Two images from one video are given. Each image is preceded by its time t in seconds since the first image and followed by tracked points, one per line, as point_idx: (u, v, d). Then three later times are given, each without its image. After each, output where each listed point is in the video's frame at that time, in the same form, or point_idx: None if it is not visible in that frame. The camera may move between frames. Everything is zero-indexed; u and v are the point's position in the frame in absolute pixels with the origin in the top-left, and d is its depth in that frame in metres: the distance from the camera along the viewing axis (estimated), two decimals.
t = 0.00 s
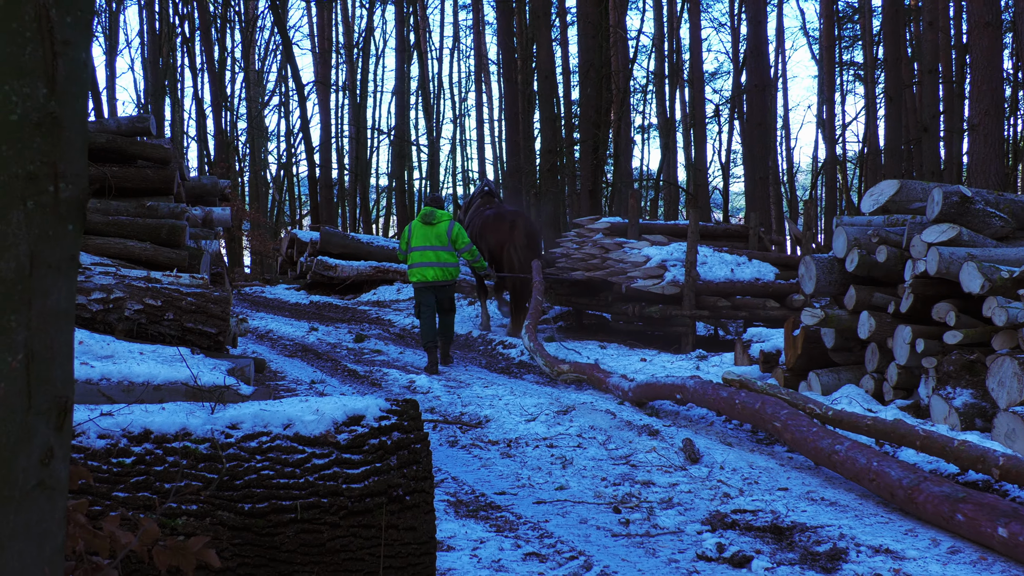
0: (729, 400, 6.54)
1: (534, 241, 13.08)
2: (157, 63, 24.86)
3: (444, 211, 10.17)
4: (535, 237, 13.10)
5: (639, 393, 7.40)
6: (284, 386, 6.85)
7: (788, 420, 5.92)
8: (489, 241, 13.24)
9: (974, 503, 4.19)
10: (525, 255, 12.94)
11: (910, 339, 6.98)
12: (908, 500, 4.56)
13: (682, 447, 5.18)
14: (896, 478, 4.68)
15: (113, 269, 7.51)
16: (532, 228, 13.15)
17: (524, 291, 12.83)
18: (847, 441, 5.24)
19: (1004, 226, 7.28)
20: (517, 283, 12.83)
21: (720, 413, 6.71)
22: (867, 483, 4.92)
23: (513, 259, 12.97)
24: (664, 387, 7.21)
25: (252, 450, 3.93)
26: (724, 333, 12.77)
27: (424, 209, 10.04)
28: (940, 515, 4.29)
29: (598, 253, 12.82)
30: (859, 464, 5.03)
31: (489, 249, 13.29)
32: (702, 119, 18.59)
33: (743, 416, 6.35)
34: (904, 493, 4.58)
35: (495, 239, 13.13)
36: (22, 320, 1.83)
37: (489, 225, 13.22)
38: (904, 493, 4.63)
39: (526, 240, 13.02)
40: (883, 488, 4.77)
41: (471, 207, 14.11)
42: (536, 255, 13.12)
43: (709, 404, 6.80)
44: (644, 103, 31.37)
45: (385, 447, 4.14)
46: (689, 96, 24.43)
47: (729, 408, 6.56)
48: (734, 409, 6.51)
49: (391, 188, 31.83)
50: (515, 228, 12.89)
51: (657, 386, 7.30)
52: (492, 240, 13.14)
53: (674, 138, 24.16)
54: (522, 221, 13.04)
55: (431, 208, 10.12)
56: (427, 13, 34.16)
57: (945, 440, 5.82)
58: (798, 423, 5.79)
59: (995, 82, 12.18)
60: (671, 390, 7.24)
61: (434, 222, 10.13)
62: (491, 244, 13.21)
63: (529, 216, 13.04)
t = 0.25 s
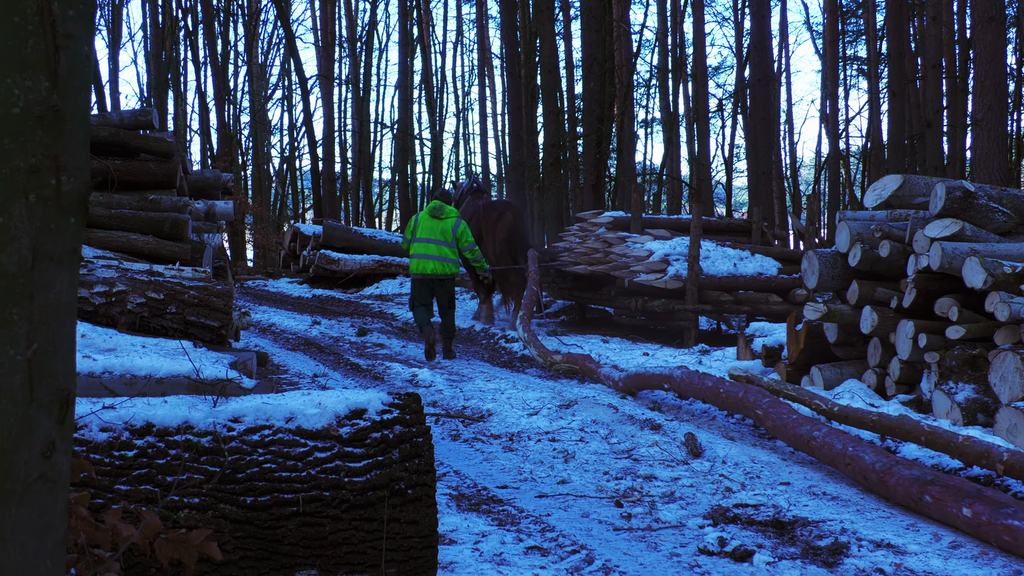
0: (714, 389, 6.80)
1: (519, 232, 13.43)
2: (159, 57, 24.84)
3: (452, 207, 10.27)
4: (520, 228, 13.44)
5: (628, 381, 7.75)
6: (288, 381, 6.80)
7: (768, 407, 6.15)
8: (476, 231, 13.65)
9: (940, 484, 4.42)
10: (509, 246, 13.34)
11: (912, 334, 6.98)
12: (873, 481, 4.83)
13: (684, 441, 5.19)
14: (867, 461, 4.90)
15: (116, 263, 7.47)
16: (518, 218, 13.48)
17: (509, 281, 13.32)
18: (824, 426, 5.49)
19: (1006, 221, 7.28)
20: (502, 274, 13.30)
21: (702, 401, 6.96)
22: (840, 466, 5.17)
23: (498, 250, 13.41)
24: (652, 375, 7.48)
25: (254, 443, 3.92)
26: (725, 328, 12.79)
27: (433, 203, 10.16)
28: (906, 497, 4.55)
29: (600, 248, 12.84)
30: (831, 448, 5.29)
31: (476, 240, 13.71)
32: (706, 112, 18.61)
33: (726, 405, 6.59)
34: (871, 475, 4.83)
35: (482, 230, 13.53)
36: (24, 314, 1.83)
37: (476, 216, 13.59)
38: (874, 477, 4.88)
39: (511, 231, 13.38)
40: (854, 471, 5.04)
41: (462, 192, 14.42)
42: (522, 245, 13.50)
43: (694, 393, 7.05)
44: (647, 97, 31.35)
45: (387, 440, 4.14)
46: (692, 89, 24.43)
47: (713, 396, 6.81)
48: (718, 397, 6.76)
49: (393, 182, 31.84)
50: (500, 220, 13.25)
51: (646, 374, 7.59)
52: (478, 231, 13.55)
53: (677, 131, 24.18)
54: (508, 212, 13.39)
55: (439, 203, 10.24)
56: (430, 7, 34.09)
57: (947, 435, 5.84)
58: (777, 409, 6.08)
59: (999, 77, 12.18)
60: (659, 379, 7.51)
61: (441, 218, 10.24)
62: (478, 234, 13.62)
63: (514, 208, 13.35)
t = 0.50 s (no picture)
0: (694, 373, 7.11)
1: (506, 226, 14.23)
2: (159, 48, 24.79)
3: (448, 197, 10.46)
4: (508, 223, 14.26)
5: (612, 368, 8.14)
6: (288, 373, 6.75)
7: (746, 392, 6.47)
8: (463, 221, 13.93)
9: (904, 464, 4.69)
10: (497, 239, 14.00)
11: (912, 327, 6.97)
12: (844, 462, 5.11)
13: (684, 434, 5.19)
14: (838, 442, 5.19)
15: (116, 254, 7.49)
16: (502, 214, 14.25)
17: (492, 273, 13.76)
18: (796, 409, 5.81)
19: (1007, 214, 7.28)
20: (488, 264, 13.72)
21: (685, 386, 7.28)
22: (813, 448, 5.48)
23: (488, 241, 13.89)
24: (634, 362, 7.84)
25: (254, 435, 3.93)
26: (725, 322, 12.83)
27: (430, 193, 10.37)
28: (876, 477, 4.80)
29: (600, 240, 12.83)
30: (804, 429, 5.61)
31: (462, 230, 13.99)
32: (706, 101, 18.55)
33: (705, 389, 6.90)
34: (843, 457, 5.13)
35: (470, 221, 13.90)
36: (24, 305, 1.83)
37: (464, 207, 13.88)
38: (844, 458, 5.18)
39: (499, 224, 14.08)
40: (828, 454, 5.30)
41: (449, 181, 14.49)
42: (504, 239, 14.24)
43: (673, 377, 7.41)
44: (648, 90, 31.29)
45: (387, 432, 4.14)
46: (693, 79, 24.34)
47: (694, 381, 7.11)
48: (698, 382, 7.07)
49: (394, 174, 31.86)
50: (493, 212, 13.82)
51: (629, 361, 7.92)
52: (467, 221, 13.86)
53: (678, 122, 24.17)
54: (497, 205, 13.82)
55: (436, 193, 10.43)
56: None
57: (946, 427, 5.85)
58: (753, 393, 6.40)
59: (999, 69, 12.17)
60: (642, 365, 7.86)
61: (437, 207, 10.44)
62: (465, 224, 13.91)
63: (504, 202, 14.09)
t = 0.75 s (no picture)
0: (676, 366, 7.51)
1: (498, 219, 14.28)
2: (162, 44, 24.82)
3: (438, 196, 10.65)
4: (499, 217, 14.34)
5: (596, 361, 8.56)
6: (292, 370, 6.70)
7: (725, 384, 6.85)
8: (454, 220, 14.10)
9: (875, 452, 5.01)
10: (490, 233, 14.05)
11: (915, 326, 6.95)
12: (822, 451, 5.48)
13: (686, 433, 5.19)
14: (813, 430, 5.58)
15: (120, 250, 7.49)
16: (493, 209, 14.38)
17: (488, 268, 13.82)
18: (774, 400, 6.21)
19: (1011, 214, 7.27)
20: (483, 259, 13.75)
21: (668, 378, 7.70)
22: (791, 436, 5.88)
23: (480, 236, 13.99)
24: (618, 357, 8.26)
25: (257, 433, 3.93)
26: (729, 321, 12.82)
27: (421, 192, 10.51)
28: (851, 466, 5.11)
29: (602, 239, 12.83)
30: (781, 418, 6.02)
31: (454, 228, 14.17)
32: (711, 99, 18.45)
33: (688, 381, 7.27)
34: (820, 446, 5.49)
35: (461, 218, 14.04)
36: (28, 300, 1.83)
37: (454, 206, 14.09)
38: (820, 446, 5.56)
39: (490, 219, 14.15)
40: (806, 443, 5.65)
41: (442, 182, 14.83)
42: (499, 233, 14.27)
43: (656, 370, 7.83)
44: (653, 87, 31.26)
45: (390, 430, 4.13)
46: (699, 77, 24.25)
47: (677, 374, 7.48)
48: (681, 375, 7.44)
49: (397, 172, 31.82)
50: (481, 207, 13.88)
51: (614, 356, 8.35)
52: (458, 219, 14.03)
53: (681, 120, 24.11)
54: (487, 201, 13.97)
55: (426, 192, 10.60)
56: None
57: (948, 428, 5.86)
58: (733, 385, 6.79)
59: (1004, 69, 12.14)
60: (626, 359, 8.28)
61: (429, 206, 10.61)
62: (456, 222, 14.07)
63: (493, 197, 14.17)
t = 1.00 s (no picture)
0: (670, 369, 7.41)
1: (493, 218, 13.92)
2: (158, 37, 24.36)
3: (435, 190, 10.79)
4: (496, 216, 13.97)
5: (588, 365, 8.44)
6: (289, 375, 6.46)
7: (720, 386, 6.83)
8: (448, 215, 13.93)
9: (868, 454, 5.22)
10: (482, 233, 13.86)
11: (941, 331, 6.76)
12: (816, 452, 5.58)
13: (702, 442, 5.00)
14: (808, 433, 5.69)
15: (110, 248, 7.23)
16: (491, 204, 13.97)
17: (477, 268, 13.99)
18: (768, 402, 6.24)
19: None
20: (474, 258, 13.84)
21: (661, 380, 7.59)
22: (784, 438, 5.93)
23: (473, 235, 13.85)
24: (612, 359, 8.10)
25: (253, 440, 3.73)
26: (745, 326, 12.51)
27: (417, 185, 10.60)
28: (844, 466, 5.27)
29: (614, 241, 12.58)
30: (776, 421, 6.07)
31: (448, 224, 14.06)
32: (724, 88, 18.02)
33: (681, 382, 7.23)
34: (814, 448, 5.60)
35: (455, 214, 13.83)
36: (17, 305, 1.66)
37: (449, 200, 13.87)
38: (816, 448, 5.63)
39: (485, 216, 13.86)
40: (801, 445, 5.74)
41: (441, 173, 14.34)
42: (495, 230, 14.05)
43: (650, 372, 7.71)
44: (667, 83, 30.71)
45: (392, 438, 3.98)
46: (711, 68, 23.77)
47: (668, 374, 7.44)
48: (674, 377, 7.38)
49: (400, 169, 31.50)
50: (476, 206, 13.57)
51: (606, 358, 8.21)
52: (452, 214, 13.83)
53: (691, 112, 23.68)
54: (483, 198, 13.74)
55: (423, 185, 10.74)
56: None
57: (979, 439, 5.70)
58: (728, 387, 6.78)
59: None
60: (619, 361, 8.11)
61: (425, 200, 10.73)
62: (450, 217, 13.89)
63: (490, 195, 13.72)
